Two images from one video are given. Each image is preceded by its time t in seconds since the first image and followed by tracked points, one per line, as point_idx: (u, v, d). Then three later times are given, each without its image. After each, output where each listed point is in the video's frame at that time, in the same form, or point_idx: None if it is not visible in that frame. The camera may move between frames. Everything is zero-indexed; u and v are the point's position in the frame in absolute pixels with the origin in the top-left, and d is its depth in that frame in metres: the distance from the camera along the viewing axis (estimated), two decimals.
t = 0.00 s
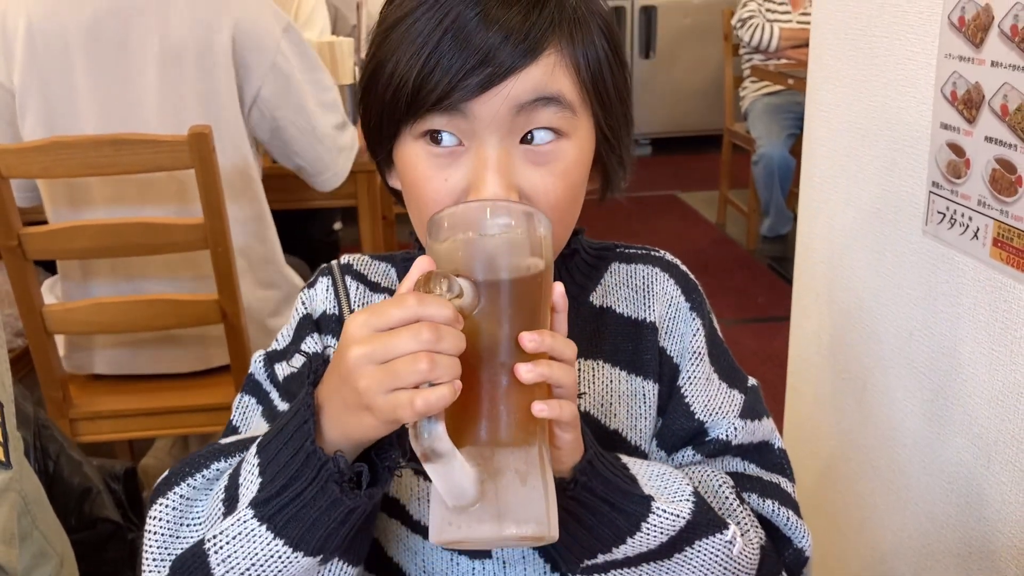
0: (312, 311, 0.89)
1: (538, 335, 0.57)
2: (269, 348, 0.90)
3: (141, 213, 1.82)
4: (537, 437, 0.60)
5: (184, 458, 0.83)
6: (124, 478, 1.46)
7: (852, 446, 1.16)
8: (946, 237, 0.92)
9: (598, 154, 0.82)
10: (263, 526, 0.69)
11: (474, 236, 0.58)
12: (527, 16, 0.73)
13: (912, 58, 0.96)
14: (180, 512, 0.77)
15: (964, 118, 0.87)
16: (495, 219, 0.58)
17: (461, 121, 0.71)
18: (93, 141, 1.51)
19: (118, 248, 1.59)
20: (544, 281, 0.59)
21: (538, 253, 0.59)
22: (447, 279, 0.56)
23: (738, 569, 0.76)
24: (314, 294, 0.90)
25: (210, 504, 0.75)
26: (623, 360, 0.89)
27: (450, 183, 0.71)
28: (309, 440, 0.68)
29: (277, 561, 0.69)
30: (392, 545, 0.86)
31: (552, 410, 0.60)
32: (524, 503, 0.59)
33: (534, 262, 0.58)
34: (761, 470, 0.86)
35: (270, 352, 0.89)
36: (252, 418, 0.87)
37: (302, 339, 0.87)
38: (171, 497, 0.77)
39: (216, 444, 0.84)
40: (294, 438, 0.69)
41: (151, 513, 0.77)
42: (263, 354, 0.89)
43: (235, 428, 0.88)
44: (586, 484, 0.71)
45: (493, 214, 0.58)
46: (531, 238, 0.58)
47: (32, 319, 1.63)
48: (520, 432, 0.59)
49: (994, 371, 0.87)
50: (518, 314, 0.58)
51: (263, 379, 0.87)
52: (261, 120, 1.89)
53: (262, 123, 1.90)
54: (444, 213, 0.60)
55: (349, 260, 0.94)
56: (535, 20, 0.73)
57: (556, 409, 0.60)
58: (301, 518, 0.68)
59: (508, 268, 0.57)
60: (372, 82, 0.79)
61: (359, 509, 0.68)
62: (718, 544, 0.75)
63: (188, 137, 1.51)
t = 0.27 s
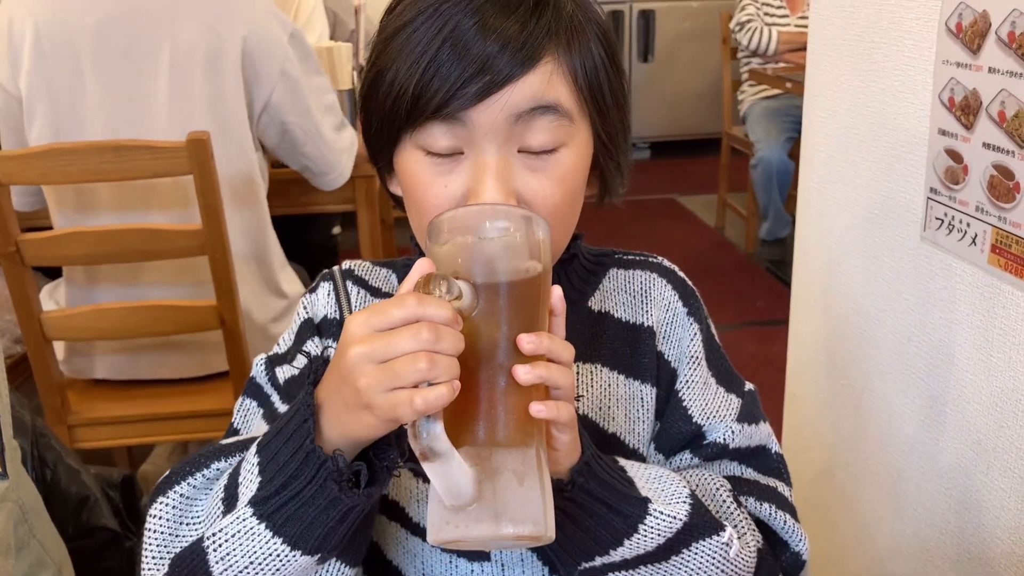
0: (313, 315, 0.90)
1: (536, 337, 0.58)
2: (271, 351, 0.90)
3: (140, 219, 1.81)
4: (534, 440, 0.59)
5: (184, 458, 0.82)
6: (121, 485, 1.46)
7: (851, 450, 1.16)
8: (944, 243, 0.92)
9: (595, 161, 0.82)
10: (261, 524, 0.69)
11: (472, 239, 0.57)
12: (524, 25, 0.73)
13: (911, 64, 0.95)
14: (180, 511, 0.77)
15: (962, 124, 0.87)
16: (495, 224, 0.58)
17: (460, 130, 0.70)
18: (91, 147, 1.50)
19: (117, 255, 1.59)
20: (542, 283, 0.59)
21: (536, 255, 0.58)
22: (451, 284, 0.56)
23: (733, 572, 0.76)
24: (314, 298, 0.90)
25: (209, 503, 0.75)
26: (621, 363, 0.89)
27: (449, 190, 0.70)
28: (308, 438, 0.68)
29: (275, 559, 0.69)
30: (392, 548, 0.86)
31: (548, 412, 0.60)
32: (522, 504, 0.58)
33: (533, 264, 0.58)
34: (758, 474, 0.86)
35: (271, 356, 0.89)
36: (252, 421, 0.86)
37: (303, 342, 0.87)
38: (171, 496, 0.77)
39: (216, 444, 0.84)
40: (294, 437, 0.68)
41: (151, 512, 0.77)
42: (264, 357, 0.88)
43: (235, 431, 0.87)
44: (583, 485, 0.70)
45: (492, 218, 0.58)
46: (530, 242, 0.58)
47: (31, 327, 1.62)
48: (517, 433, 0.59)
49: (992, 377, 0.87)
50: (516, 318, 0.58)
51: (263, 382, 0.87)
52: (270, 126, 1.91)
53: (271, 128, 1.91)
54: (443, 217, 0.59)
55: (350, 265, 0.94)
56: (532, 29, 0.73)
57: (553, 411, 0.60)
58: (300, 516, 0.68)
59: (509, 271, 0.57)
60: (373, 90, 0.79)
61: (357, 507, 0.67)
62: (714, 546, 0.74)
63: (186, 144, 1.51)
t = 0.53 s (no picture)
0: (310, 318, 0.90)
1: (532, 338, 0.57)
2: (268, 354, 0.90)
3: (137, 222, 1.81)
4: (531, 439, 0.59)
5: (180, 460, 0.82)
6: (117, 488, 1.47)
7: (846, 451, 1.16)
8: (938, 244, 0.92)
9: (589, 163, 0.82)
10: (261, 526, 0.69)
11: (468, 242, 0.57)
12: (517, 29, 0.73)
13: (904, 66, 0.96)
14: (178, 513, 0.77)
15: (955, 126, 0.87)
16: (490, 226, 0.58)
17: (455, 134, 0.71)
18: (88, 150, 1.51)
19: (113, 258, 1.59)
20: (538, 284, 0.59)
21: (533, 256, 0.59)
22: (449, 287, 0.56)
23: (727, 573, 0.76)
24: (312, 301, 0.91)
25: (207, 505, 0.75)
26: (617, 365, 0.89)
27: (445, 193, 0.71)
28: (307, 439, 0.68)
29: (274, 561, 0.69)
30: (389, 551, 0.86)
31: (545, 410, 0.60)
32: (521, 503, 0.59)
33: (530, 265, 0.58)
34: (752, 476, 0.86)
35: (269, 358, 0.89)
36: (250, 422, 0.86)
37: (300, 345, 0.88)
38: (169, 498, 0.77)
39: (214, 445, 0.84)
40: (292, 439, 0.69)
41: (149, 514, 0.77)
42: (262, 359, 0.89)
43: (232, 433, 0.87)
44: (579, 486, 0.70)
45: (488, 219, 0.58)
46: (526, 244, 0.58)
47: (27, 329, 1.62)
48: (515, 435, 0.59)
49: (986, 378, 0.87)
50: (513, 319, 0.57)
51: (261, 385, 0.87)
52: (266, 129, 1.90)
53: (267, 131, 1.91)
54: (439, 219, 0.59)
55: (347, 267, 0.94)
56: (524, 33, 0.73)
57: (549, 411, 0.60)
58: (298, 517, 0.68)
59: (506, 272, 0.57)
60: (368, 93, 0.79)
61: (356, 509, 0.67)
62: (709, 547, 0.74)
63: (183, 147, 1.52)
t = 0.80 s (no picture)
0: (304, 324, 0.89)
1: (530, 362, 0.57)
2: (262, 360, 0.90)
3: (135, 222, 1.81)
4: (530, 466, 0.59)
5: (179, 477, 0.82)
6: (114, 489, 1.46)
7: (845, 451, 1.16)
8: (936, 243, 0.92)
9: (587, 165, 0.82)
10: (261, 554, 0.69)
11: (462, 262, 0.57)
12: (513, 29, 0.73)
13: (902, 65, 0.96)
14: (176, 534, 0.76)
15: (953, 125, 0.87)
16: (484, 246, 0.58)
17: (451, 137, 0.70)
18: (85, 150, 1.50)
19: (112, 258, 1.59)
20: (537, 301, 0.59)
21: (531, 273, 0.58)
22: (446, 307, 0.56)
23: None
24: (306, 306, 0.90)
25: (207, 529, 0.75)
26: (616, 370, 0.88)
27: (440, 198, 0.71)
28: (305, 470, 0.67)
29: None
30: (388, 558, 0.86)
31: (543, 434, 0.59)
32: (521, 531, 0.59)
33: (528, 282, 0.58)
34: (751, 480, 0.86)
35: (264, 365, 0.89)
36: (245, 431, 0.87)
37: (294, 352, 0.87)
38: (167, 520, 0.76)
39: (212, 460, 0.83)
40: (290, 468, 0.68)
41: (147, 537, 0.76)
42: (257, 367, 0.89)
43: (229, 442, 0.87)
44: (579, 499, 0.70)
45: (485, 237, 0.58)
46: (523, 260, 0.58)
47: (24, 329, 1.62)
48: (514, 463, 0.58)
49: (984, 376, 0.87)
50: (510, 342, 0.57)
51: (256, 393, 0.87)
52: (264, 127, 1.90)
53: (265, 129, 1.90)
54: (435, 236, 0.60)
55: (341, 271, 0.93)
56: (521, 33, 0.73)
57: (549, 436, 0.60)
58: (298, 546, 0.68)
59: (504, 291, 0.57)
60: (362, 95, 0.79)
61: (356, 539, 0.67)
62: (709, 557, 0.74)
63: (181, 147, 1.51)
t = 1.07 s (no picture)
0: (292, 334, 0.88)
1: (521, 411, 0.56)
2: (251, 370, 0.90)
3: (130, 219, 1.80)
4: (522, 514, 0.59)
5: (166, 498, 0.81)
6: (110, 488, 1.46)
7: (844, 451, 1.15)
8: (934, 241, 0.92)
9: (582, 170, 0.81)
10: None
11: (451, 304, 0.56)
12: (504, 31, 0.72)
13: (900, 63, 0.95)
14: (164, 563, 0.75)
15: (952, 123, 0.86)
16: (475, 286, 0.56)
17: (439, 144, 0.70)
18: (81, 148, 1.50)
19: (109, 256, 1.58)
20: (530, 338, 0.58)
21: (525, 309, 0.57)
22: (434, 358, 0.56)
23: None
24: (294, 313, 0.89)
25: (196, 557, 0.75)
26: (612, 379, 0.88)
27: (429, 208, 0.70)
28: (291, 516, 0.68)
29: None
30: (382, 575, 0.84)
31: (534, 483, 0.59)
32: None
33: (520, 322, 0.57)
34: (755, 485, 0.86)
35: (251, 375, 0.88)
36: (234, 442, 0.87)
37: (281, 365, 0.86)
38: (155, 550, 0.75)
39: (196, 478, 0.82)
40: (277, 510, 0.69)
41: (136, 565, 0.76)
42: (244, 378, 0.89)
43: (218, 454, 0.87)
44: (580, 515, 0.71)
45: (477, 277, 0.56)
46: (514, 298, 0.57)
47: (20, 328, 1.61)
48: (506, 515, 0.58)
49: (982, 374, 0.87)
50: (498, 393, 0.57)
51: (244, 404, 0.88)
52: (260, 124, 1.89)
53: (261, 126, 1.90)
54: (427, 267, 0.58)
55: (329, 276, 0.92)
56: (513, 35, 0.72)
57: (542, 484, 0.59)
58: None
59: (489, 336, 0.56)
60: (349, 101, 0.78)
61: None
62: (712, 569, 0.74)
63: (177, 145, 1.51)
